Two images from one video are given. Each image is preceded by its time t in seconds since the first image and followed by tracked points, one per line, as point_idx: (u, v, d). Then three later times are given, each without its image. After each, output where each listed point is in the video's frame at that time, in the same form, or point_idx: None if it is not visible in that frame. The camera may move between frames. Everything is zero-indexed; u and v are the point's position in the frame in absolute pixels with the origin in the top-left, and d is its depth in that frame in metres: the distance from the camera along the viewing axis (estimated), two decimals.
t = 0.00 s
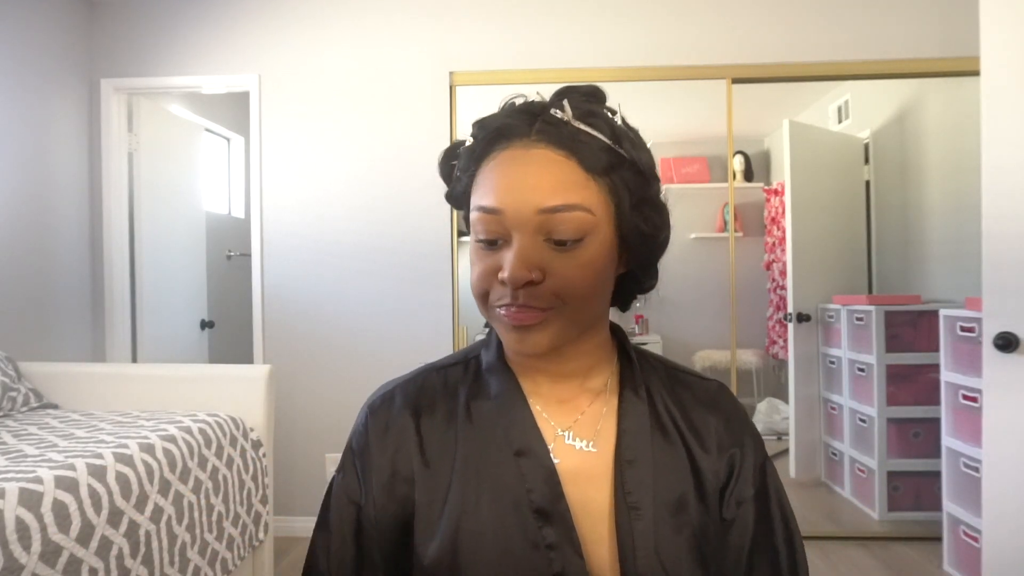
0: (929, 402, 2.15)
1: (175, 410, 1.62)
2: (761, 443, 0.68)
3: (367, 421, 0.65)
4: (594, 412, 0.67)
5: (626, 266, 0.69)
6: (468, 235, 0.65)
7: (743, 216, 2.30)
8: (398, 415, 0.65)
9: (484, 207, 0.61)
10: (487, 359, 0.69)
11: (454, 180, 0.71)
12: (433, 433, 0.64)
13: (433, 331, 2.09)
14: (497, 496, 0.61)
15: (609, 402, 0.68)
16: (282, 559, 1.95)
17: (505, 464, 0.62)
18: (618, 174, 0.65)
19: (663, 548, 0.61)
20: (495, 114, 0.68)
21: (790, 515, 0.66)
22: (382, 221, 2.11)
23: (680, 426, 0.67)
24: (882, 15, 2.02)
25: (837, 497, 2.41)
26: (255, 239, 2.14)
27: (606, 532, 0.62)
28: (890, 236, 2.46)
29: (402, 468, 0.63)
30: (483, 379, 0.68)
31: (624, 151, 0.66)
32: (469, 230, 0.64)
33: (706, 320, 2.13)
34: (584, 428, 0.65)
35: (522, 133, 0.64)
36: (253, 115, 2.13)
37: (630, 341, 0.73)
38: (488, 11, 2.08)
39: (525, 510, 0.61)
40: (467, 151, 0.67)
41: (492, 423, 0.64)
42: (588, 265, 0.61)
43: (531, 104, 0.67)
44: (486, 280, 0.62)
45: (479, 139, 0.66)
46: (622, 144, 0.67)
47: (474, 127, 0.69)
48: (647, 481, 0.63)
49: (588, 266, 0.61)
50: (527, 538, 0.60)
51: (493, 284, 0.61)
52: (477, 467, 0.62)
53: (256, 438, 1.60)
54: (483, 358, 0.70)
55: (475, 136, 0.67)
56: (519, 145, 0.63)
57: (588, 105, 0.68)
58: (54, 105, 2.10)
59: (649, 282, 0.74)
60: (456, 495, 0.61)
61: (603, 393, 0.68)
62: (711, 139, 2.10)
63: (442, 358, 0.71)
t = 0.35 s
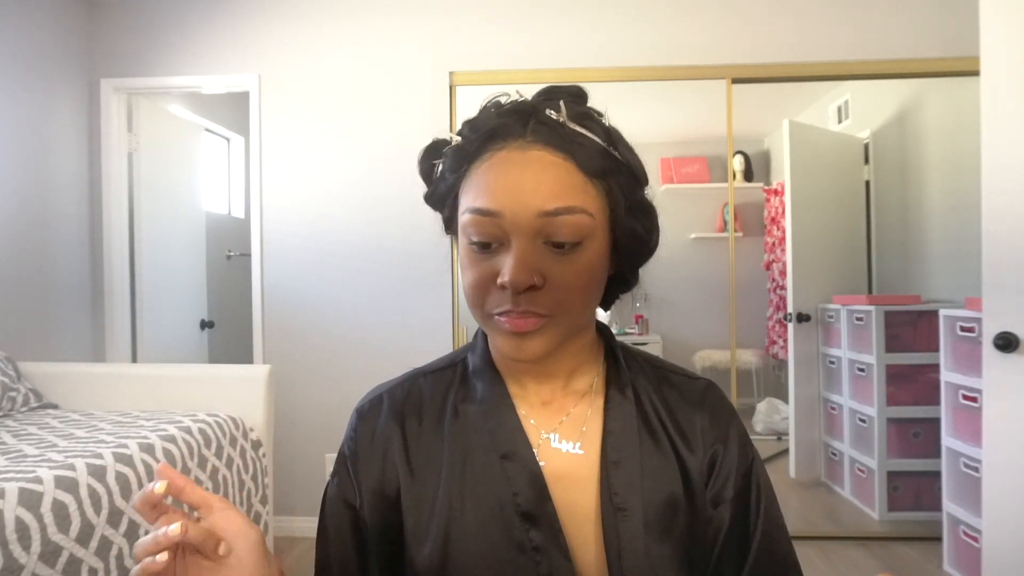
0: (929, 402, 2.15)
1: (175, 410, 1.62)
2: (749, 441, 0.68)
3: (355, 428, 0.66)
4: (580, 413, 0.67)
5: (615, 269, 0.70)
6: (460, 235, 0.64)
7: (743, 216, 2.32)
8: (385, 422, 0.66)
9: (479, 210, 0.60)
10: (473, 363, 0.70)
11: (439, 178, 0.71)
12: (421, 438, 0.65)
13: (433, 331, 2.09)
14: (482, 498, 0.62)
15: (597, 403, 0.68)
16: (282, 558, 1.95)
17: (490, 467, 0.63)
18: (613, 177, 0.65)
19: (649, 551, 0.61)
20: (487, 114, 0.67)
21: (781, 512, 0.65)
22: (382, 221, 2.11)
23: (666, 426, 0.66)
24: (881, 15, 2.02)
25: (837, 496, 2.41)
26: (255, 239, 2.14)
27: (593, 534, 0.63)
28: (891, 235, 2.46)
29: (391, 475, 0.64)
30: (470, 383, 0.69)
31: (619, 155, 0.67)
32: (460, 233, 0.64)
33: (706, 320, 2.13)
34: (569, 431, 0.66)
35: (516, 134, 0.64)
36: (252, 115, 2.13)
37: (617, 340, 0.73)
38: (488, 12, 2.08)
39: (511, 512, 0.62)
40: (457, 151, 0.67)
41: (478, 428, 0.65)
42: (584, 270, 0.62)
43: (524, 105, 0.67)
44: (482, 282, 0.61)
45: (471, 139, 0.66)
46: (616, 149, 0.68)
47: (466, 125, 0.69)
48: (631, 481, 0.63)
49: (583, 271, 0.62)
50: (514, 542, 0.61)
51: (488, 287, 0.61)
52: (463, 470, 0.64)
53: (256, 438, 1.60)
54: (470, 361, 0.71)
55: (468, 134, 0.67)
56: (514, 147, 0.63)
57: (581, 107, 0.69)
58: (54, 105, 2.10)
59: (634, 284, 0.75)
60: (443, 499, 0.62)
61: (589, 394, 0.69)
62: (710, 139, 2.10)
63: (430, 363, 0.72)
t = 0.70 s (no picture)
0: (928, 402, 2.15)
1: (175, 410, 1.62)
2: (737, 441, 0.67)
3: (346, 429, 0.66)
4: (567, 412, 0.67)
5: (605, 266, 0.70)
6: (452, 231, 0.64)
7: (743, 216, 2.31)
8: (374, 421, 0.66)
9: (473, 204, 0.60)
10: (462, 362, 0.70)
11: (430, 177, 0.71)
12: (409, 437, 0.66)
13: (433, 331, 2.09)
14: (465, 498, 0.62)
15: (583, 402, 0.68)
16: (282, 559, 1.95)
17: (475, 467, 0.64)
18: (604, 173, 0.66)
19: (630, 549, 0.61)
20: (479, 111, 0.67)
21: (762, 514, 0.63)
22: (382, 221, 2.11)
23: (653, 426, 0.66)
24: (881, 15, 2.02)
25: (837, 496, 2.41)
26: (255, 239, 2.14)
27: (577, 532, 0.63)
28: (891, 236, 2.46)
29: (380, 473, 0.65)
30: (458, 382, 0.69)
31: (609, 154, 0.68)
32: (452, 229, 0.63)
33: (706, 320, 2.13)
34: (556, 430, 0.66)
35: (508, 130, 0.64)
36: (252, 115, 2.13)
37: (604, 339, 0.73)
38: (488, 12, 2.08)
39: (496, 511, 0.62)
40: (449, 149, 0.67)
41: (464, 428, 0.65)
42: (576, 265, 0.62)
43: (515, 102, 0.67)
44: (475, 277, 0.61)
45: (464, 135, 0.66)
46: (606, 147, 0.68)
47: (458, 123, 0.69)
48: (614, 478, 0.63)
49: (576, 266, 0.62)
50: (499, 540, 0.62)
51: (481, 282, 0.61)
52: (448, 470, 0.64)
53: (256, 438, 1.60)
54: (458, 361, 0.71)
55: (460, 132, 0.67)
56: (505, 143, 0.63)
57: (569, 106, 0.69)
58: (54, 105, 2.10)
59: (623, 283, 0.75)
60: (428, 498, 0.62)
61: (576, 393, 0.68)
62: (710, 139, 2.10)
63: (420, 362, 0.73)
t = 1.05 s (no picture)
0: (928, 402, 2.15)
1: (175, 410, 1.62)
2: (739, 438, 0.67)
3: (345, 428, 0.66)
4: (570, 411, 0.67)
5: (607, 264, 0.70)
6: (455, 230, 0.64)
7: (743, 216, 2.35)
8: (373, 420, 0.66)
9: (477, 202, 0.60)
10: (464, 362, 0.70)
11: (430, 177, 0.70)
12: (409, 436, 0.66)
13: (433, 331, 2.09)
14: (467, 497, 0.63)
15: (586, 401, 0.68)
16: (282, 558, 1.95)
17: (478, 465, 0.64)
18: (607, 170, 0.66)
19: (633, 547, 0.62)
20: (481, 109, 0.67)
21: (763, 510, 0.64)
22: (382, 221, 2.11)
23: (656, 424, 0.66)
24: (881, 15, 2.02)
25: (837, 496, 2.41)
26: (255, 238, 2.14)
27: (580, 530, 0.63)
28: (891, 236, 2.47)
29: (380, 474, 0.65)
30: (459, 382, 0.69)
31: (610, 151, 0.68)
32: (455, 228, 0.63)
33: (706, 320, 2.13)
34: (560, 428, 0.66)
35: (510, 128, 0.64)
36: (252, 115, 2.13)
37: (606, 338, 0.73)
38: (488, 12, 2.08)
39: (499, 511, 0.62)
40: (451, 148, 0.67)
41: (465, 428, 0.66)
42: (580, 262, 0.62)
43: (515, 100, 0.67)
44: (480, 276, 0.61)
45: (466, 135, 0.66)
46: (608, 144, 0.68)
47: (459, 121, 0.69)
48: (617, 477, 0.63)
49: (580, 263, 0.62)
50: (502, 539, 0.62)
51: (487, 281, 0.61)
52: (451, 469, 0.64)
53: (256, 438, 1.60)
54: (460, 360, 0.71)
55: (461, 131, 0.67)
56: (508, 141, 0.63)
57: (568, 103, 0.69)
58: (54, 105, 2.10)
59: (625, 281, 0.75)
60: (430, 497, 0.63)
61: (578, 392, 0.68)
62: (710, 139, 2.10)
63: (420, 361, 0.73)
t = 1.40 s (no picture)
0: (928, 402, 2.15)
1: (175, 410, 1.62)
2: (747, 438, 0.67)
3: (349, 426, 0.66)
4: (574, 410, 0.67)
5: (613, 264, 0.70)
6: (459, 229, 0.64)
7: (743, 216, 2.34)
8: (377, 418, 0.66)
9: (479, 201, 0.60)
10: (468, 360, 0.70)
11: (436, 177, 0.71)
12: (414, 434, 0.66)
13: (433, 331, 2.09)
14: (471, 495, 0.63)
15: (591, 400, 0.68)
16: (282, 559, 1.95)
17: (483, 464, 0.64)
18: (611, 170, 0.66)
19: (639, 546, 0.62)
20: (486, 109, 0.67)
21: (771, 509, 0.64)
22: (382, 221, 2.11)
23: (662, 422, 0.66)
24: (880, 15, 2.02)
25: (837, 496, 2.41)
26: (255, 238, 2.14)
27: (585, 529, 0.63)
28: (890, 236, 2.47)
29: (384, 472, 0.65)
30: (463, 380, 0.69)
31: (615, 150, 0.68)
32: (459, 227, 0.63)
33: (706, 320, 2.13)
34: (564, 427, 0.66)
35: (514, 127, 0.64)
36: (252, 115, 2.13)
37: (613, 338, 0.73)
38: (488, 12, 2.08)
39: (504, 509, 0.62)
40: (455, 148, 0.67)
41: (470, 426, 0.65)
42: (583, 261, 0.62)
43: (520, 101, 0.67)
44: (483, 275, 0.61)
45: (470, 135, 0.66)
46: (613, 144, 0.68)
47: (463, 121, 0.69)
48: (622, 476, 0.63)
49: (583, 262, 0.62)
50: (507, 538, 0.62)
51: (489, 280, 0.61)
52: (455, 467, 0.64)
53: (256, 438, 1.60)
54: (464, 359, 0.71)
55: (466, 130, 0.67)
56: (511, 140, 0.63)
57: (573, 103, 0.69)
58: (54, 104, 2.10)
59: (630, 281, 0.75)
60: (434, 495, 0.63)
61: (583, 391, 0.68)
62: (710, 139, 2.10)
63: (426, 359, 0.73)
